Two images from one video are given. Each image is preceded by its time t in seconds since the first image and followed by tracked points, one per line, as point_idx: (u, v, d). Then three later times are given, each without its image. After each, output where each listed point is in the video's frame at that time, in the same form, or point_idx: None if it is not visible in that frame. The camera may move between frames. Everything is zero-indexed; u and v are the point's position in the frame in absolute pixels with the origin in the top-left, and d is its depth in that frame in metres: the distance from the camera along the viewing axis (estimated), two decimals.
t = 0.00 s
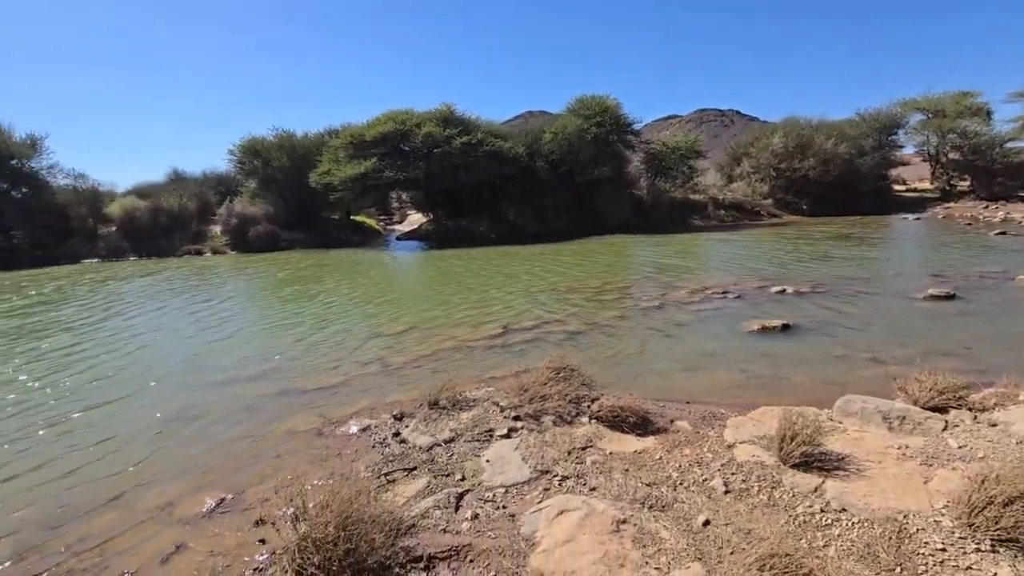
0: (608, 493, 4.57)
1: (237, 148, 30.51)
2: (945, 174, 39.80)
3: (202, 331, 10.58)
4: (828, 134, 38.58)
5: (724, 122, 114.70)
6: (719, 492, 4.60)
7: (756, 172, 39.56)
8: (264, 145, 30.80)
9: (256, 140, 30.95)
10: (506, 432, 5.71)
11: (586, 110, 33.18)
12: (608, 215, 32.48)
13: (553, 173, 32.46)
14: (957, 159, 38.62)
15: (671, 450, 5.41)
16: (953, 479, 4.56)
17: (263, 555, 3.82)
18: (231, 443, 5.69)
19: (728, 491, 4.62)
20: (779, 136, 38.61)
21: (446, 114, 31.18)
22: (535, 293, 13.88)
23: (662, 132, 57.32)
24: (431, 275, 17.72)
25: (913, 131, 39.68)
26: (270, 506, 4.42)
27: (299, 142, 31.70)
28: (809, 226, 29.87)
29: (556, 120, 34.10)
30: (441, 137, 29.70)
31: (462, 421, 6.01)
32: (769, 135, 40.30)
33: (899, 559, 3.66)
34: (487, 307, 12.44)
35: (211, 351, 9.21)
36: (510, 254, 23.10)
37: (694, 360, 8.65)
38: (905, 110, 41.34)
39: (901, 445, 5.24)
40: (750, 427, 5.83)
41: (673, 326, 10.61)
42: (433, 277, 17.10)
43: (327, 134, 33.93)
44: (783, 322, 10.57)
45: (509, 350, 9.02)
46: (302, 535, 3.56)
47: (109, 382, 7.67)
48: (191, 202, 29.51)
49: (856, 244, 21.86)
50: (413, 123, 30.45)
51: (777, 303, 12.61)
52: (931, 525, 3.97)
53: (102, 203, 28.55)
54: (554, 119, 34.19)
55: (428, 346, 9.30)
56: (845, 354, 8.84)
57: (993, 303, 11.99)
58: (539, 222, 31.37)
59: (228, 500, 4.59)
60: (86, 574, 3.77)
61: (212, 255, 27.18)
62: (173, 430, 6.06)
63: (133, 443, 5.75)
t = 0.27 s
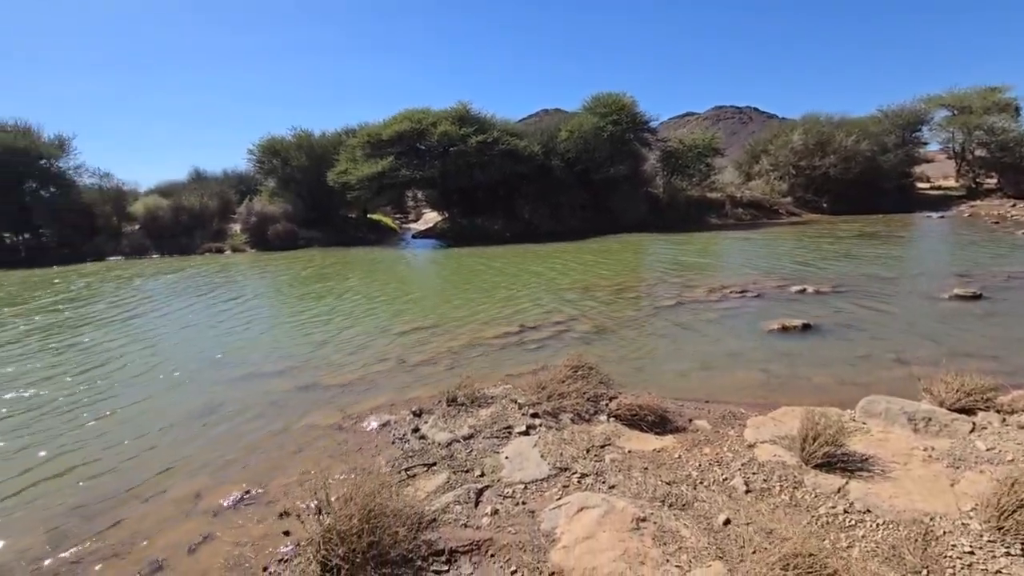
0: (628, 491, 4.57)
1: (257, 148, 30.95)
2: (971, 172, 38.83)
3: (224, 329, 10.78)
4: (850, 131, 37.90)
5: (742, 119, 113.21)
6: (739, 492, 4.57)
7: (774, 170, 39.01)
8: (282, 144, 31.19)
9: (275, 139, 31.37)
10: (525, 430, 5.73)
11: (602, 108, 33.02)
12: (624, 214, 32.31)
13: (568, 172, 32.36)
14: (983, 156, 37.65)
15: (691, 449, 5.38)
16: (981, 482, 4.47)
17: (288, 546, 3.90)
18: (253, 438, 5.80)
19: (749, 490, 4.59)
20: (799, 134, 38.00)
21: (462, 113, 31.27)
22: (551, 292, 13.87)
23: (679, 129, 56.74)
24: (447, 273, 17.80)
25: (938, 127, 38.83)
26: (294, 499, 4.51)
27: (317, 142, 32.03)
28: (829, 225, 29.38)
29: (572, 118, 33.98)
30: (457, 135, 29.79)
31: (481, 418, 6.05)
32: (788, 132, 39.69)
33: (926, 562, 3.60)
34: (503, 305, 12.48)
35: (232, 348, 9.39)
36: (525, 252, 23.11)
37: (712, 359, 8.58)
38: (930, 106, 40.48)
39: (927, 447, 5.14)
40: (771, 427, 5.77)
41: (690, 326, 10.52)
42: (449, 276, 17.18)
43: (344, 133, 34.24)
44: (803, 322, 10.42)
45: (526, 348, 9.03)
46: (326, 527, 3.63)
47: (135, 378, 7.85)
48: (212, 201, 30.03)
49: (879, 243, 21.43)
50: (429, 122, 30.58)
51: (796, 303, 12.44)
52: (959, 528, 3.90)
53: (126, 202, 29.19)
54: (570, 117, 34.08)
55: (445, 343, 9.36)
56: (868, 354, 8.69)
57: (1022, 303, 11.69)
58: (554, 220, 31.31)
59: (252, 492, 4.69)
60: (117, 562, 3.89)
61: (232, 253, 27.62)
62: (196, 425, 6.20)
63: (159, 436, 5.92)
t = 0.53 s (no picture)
0: (651, 491, 4.53)
1: (281, 148, 31.47)
2: (1007, 168, 37.51)
3: (252, 325, 10.98)
4: (879, 127, 36.94)
5: (766, 115, 111.19)
6: (766, 494, 4.49)
7: (800, 167, 38.22)
8: (306, 144, 31.67)
9: (299, 139, 31.86)
10: (547, 428, 5.72)
11: (623, 105, 32.75)
12: (645, 212, 32.04)
13: (589, 170, 32.18)
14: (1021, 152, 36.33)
15: (716, 450, 5.32)
16: (1020, 489, 4.32)
17: (315, 539, 3.97)
18: (280, 433, 5.89)
19: (776, 492, 4.51)
20: (826, 130, 37.16)
21: (483, 112, 31.34)
22: (572, 290, 13.82)
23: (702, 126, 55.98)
24: (468, 271, 17.88)
25: (973, 122, 37.60)
26: (320, 492, 4.59)
27: (340, 141, 32.42)
28: (857, 223, 28.67)
29: (593, 116, 33.78)
30: (477, 134, 29.86)
31: (503, 416, 6.07)
32: (814, 129, 38.84)
33: (962, 569, 3.50)
34: (524, 303, 12.48)
35: (258, 343, 9.57)
36: (546, 251, 23.07)
37: (737, 360, 8.45)
38: (963, 101, 39.29)
39: (963, 452, 4.99)
40: (798, 429, 5.67)
41: (714, 326, 10.39)
42: (470, 274, 17.25)
43: (366, 132, 34.60)
44: (830, 322, 10.20)
45: (547, 347, 9.02)
46: (353, 520, 3.68)
47: (168, 373, 8.03)
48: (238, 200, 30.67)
49: (909, 242, 20.84)
50: (450, 121, 30.71)
51: (823, 303, 12.18)
52: (998, 536, 3.78)
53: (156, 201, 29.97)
54: (591, 115, 33.88)
55: (467, 341, 9.41)
56: (898, 356, 8.47)
57: None
58: (575, 219, 31.20)
59: (279, 485, 4.78)
60: (151, 550, 4.00)
61: (257, 251, 28.16)
62: (226, 419, 6.33)
63: (190, 430, 6.06)
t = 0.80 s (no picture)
0: (677, 492, 4.50)
1: (305, 148, 31.96)
2: None
3: (279, 322, 11.20)
4: (909, 123, 35.95)
5: (790, 112, 109.15)
6: (794, 497, 4.42)
7: (826, 165, 37.41)
8: (329, 144, 32.11)
9: (322, 140, 32.32)
10: (570, 427, 5.72)
11: (645, 103, 32.46)
12: (665, 210, 31.79)
13: (610, 169, 31.98)
14: None
15: (742, 451, 5.25)
16: None
17: (343, 532, 4.04)
18: (307, 428, 6.00)
19: (805, 495, 4.44)
20: (854, 126, 36.30)
21: (503, 111, 31.38)
22: (593, 290, 13.77)
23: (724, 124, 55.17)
24: (489, 270, 17.94)
25: (1009, 117, 36.35)
26: (347, 487, 4.66)
27: (362, 141, 32.76)
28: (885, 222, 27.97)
29: (614, 114, 33.55)
30: (497, 133, 29.89)
31: (526, 414, 6.08)
32: (841, 125, 37.97)
33: None
34: (545, 302, 12.47)
35: (284, 340, 9.76)
36: (566, 250, 23.02)
37: (762, 360, 8.33)
38: (999, 95, 38.02)
39: (1001, 457, 4.85)
40: (827, 431, 5.56)
41: (738, 326, 10.24)
42: (490, 273, 17.30)
43: (388, 132, 34.92)
44: (859, 323, 9.97)
45: (569, 346, 9.01)
46: (381, 515, 3.73)
47: (198, 368, 8.25)
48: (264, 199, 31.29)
49: (942, 241, 20.25)
50: (470, 121, 30.81)
51: (851, 303, 11.92)
52: None
53: (185, 201, 30.70)
54: (612, 113, 33.66)
55: (488, 340, 9.45)
56: (931, 358, 8.25)
57: None
58: (595, 217, 31.08)
59: (308, 479, 4.86)
60: (186, 539, 4.12)
61: (282, 250, 28.65)
62: (255, 413, 6.49)
63: (221, 423, 6.23)
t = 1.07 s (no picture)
0: (694, 490, 4.48)
1: (320, 148, 32.26)
2: None
3: (296, 319, 11.34)
4: (930, 120, 35.30)
5: (806, 109, 107.67)
6: (814, 497, 4.38)
7: (843, 163, 36.87)
8: (343, 144, 32.35)
9: (336, 139, 32.58)
10: (586, 425, 5.71)
11: (659, 101, 32.23)
12: (678, 209, 31.71)
13: (623, 167, 31.82)
14: None
15: (760, 451, 5.21)
16: None
17: (362, 526, 4.08)
18: (325, 423, 6.08)
19: (824, 496, 4.39)
20: (872, 124, 35.71)
21: (516, 110, 31.37)
22: (607, 288, 13.73)
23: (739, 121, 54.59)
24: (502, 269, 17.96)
25: None
26: (365, 482, 4.71)
27: (375, 141, 32.92)
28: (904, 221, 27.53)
29: (627, 113, 33.36)
30: (510, 132, 29.85)
31: (541, 412, 6.09)
32: (859, 123, 37.40)
33: None
34: (559, 300, 12.46)
35: (301, 337, 9.88)
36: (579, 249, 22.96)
37: (779, 360, 8.25)
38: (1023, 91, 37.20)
39: None
40: (847, 432, 5.50)
41: (754, 325, 10.15)
42: (504, 271, 17.32)
43: (401, 132, 35.08)
44: (878, 323, 9.82)
45: (583, 344, 8.99)
46: (400, 510, 3.77)
47: (218, 365, 8.39)
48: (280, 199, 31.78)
49: (963, 240, 19.87)
50: (483, 120, 30.84)
51: (870, 303, 11.75)
52: None
53: (202, 200, 31.17)
54: (625, 112, 33.48)
55: (502, 338, 9.47)
56: (953, 358, 8.10)
57: None
58: (607, 216, 31.03)
59: (326, 474, 4.92)
60: (210, 531, 4.20)
61: (297, 248, 28.94)
62: (275, 409, 6.58)
63: (241, 418, 6.33)
